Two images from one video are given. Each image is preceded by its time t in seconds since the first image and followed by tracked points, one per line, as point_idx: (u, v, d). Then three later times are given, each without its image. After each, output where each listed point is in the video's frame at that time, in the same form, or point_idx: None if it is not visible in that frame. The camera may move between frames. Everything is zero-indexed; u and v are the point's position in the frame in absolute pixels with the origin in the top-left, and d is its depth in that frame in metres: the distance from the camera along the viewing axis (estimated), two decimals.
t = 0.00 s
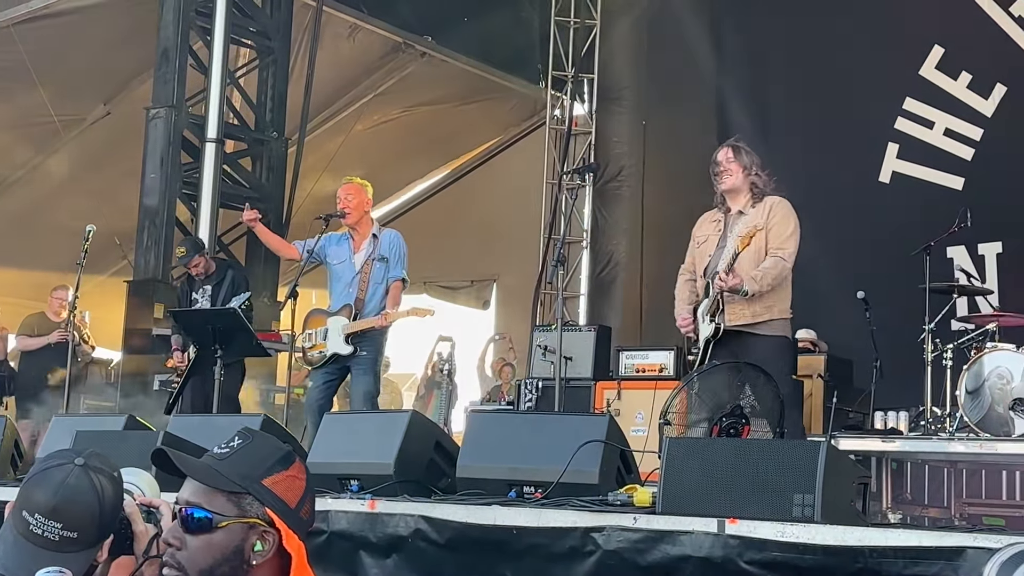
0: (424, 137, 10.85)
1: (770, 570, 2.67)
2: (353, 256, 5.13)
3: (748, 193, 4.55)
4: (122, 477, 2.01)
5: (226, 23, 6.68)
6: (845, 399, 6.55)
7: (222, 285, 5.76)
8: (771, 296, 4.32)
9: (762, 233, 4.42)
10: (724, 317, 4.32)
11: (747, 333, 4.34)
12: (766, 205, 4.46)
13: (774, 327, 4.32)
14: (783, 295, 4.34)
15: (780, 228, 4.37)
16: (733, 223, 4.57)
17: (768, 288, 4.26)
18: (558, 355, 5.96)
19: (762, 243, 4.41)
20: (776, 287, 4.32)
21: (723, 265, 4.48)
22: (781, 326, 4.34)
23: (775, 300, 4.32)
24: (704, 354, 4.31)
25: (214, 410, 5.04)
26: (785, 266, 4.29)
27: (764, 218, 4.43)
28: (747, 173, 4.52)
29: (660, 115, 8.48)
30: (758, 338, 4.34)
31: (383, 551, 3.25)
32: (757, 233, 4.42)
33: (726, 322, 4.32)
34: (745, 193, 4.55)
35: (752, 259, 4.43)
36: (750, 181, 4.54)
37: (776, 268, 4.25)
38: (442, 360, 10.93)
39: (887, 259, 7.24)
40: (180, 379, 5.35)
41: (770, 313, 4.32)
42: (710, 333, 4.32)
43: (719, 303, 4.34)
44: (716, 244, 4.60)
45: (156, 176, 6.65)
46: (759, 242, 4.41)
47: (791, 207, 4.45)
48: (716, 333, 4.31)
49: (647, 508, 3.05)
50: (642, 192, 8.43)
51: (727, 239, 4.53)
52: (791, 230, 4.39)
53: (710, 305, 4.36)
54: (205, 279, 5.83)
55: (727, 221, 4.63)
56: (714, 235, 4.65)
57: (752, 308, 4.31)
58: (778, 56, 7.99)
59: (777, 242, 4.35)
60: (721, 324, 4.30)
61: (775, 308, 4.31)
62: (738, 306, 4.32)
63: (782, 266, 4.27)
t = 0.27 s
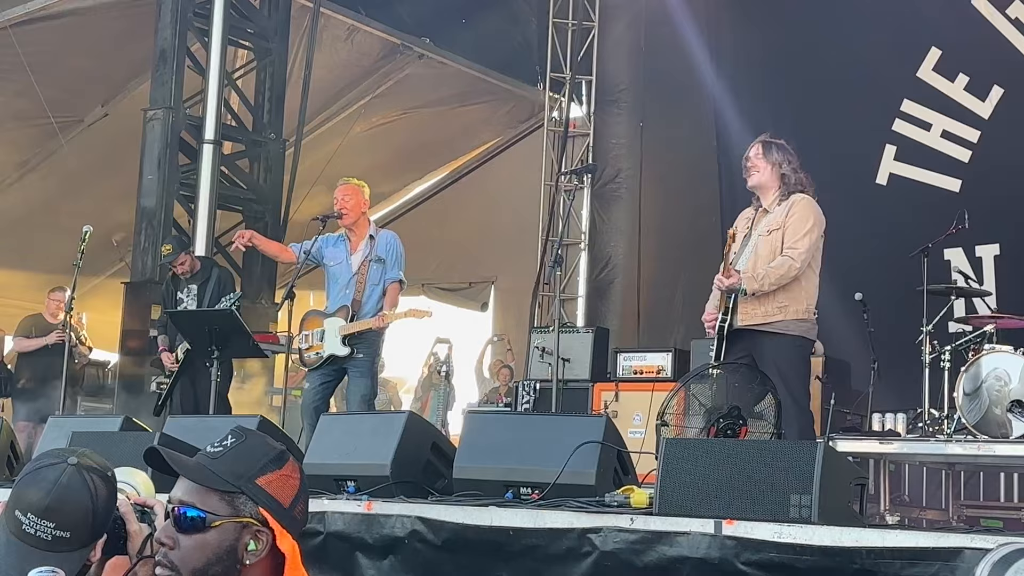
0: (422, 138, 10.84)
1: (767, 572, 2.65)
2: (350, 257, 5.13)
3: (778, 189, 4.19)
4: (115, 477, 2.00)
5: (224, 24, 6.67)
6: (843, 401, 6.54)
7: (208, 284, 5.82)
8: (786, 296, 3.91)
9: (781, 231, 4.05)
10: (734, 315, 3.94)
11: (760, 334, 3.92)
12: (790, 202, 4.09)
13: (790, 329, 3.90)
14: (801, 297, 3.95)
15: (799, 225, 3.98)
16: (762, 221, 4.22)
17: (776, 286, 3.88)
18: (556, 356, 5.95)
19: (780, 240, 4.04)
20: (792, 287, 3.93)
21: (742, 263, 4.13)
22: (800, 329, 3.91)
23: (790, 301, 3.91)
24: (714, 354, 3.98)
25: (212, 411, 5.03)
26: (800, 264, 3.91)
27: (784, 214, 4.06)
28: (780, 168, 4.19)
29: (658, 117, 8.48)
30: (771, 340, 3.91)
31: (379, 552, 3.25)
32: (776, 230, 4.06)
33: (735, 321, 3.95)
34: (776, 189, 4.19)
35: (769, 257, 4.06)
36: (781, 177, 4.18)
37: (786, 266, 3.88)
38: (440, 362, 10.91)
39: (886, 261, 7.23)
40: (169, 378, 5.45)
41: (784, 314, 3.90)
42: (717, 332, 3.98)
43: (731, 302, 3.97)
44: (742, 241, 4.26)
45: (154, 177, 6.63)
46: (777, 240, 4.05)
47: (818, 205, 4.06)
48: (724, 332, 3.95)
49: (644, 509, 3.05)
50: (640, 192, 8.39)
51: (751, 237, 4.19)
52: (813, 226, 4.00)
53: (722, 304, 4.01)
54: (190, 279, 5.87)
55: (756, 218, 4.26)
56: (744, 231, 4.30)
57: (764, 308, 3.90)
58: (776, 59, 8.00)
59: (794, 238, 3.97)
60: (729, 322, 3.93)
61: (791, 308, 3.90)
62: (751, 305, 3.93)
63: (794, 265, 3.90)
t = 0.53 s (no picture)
0: (421, 142, 10.85)
1: None
2: (349, 261, 5.12)
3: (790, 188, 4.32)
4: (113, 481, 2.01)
5: (224, 27, 6.67)
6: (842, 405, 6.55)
7: (198, 286, 5.75)
8: (785, 301, 3.83)
9: (785, 235, 3.94)
10: (732, 319, 3.88)
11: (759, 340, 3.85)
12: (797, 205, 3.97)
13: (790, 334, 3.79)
14: (802, 302, 3.84)
15: (802, 229, 3.86)
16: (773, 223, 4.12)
17: (772, 291, 3.80)
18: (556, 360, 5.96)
19: (783, 244, 3.94)
20: (793, 292, 3.84)
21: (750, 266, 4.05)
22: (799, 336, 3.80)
23: (789, 306, 3.82)
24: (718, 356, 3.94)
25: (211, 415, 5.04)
26: (800, 269, 3.81)
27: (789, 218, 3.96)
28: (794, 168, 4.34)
29: (658, 121, 8.50)
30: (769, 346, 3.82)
31: (378, 556, 3.24)
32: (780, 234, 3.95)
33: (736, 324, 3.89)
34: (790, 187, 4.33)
35: (772, 262, 3.95)
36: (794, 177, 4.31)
37: (783, 271, 3.80)
38: (439, 365, 10.91)
39: (885, 265, 7.24)
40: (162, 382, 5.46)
41: (782, 319, 3.81)
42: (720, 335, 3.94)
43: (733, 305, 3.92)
44: (754, 243, 4.16)
45: (154, 180, 6.64)
46: (781, 243, 3.95)
47: (824, 209, 3.92)
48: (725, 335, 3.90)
49: (644, 514, 3.04)
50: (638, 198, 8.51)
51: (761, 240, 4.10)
52: (817, 231, 3.87)
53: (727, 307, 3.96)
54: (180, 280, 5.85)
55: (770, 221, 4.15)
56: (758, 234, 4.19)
57: (763, 312, 3.83)
58: (775, 64, 8.01)
59: (796, 242, 3.86)
60: (729, 324, 3.87)
61: (790, 312, 3.80)
62: (751, 309, 3.87)
63: (791, 270, 3.80)
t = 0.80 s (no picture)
0: (422, 144, 10.85)
1: None
2: (349, 262, 5.12)
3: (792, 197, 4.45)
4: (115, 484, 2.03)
5: (225, 30, 6.68)
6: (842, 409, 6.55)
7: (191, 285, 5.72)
8: (778, 308, 3.89)
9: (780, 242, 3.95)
10: (729, 324, 3.99)
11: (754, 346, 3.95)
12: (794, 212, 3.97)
13: (783, 341, 3.88)
14: (795, 308, 3.89)
15: (795, 239, 3.86)
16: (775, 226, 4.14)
17: (762, 299, 3.87)
18: (557, 363, 5.96)
19: (778, 251, 3.95)
20: (787, 298, 3.88)
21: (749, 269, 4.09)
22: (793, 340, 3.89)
23: (781, 313, 3.88)
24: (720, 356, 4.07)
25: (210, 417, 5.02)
26: (790, 278, 3.84)
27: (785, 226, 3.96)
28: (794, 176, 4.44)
29: (658, 124, 8.50)
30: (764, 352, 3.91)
31: (378, 559, 3.22)
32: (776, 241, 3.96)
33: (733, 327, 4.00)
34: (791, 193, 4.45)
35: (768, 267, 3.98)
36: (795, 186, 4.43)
37: (772, 281, 3.84)
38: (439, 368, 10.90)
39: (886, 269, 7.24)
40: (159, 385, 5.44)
41: (775, 326, 3.88)
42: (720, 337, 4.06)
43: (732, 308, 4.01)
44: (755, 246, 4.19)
45: (154, 183, 6.64)
46: (776, 250, 3.96)
47: (820, 215, 3.91)
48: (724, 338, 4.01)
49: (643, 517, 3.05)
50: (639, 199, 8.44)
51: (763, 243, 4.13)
52: (810, 240, 3.86)
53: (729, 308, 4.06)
54: (173, 282, 5.82)
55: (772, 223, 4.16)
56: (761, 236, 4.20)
57: (756, 318, 3.92)
58: (776, 68, 8.02)
59: (788, 251, 3.88)
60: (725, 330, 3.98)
61: (782, 320, 3.87)
62: (747, 314, 3.95)
63: (780, 280, 3.84)
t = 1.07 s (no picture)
0: (423, 147, 10.85)
1: None
2: (350, 265, 5.12)
3: (775, 202, 4.06)
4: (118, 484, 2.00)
5: (226, 32, 6.67)
6: (842, 413, 6.54)
7: (190, 287, 5.76)
8: (764, 312, 3.86)
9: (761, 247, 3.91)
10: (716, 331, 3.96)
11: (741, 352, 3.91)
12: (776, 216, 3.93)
13: (769, 346, 3.85)
14: (780, 312, 3.86)
15: (775, 243, 3.83)
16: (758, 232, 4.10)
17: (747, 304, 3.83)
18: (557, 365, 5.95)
19: (760, 256, 3.92)
20: (771, 302, 3.85)
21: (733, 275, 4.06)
22: (779, 346, 3.85)
23: (767, 317, 3.85)
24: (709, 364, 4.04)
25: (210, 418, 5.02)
26: (772, 282, 3.80)
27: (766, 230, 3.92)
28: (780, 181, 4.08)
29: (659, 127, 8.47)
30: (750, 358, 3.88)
31: (378, 561, 3.23)
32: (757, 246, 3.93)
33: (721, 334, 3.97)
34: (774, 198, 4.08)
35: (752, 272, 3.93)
36: (777, 189, 4.05)
37: (754, 286, 3.80)
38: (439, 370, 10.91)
39: (886, 272, 7.24)
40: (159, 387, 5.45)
41: (762, 330, 3.85)
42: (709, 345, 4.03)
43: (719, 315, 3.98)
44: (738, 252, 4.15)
45: (154, 184, 6.63)
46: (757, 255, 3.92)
47: (800, 219, 3.88)
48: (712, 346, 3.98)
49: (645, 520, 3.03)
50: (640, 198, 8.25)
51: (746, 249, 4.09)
52: (790, 243, 3.83)
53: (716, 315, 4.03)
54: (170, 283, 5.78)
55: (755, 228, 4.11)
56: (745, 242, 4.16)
57: (743, 324, 3.88)
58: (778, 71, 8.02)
59: (768, 256, 3.84)
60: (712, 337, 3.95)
61: (768, 324, 3.83)
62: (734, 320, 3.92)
63: (761, 285, 3.80)
